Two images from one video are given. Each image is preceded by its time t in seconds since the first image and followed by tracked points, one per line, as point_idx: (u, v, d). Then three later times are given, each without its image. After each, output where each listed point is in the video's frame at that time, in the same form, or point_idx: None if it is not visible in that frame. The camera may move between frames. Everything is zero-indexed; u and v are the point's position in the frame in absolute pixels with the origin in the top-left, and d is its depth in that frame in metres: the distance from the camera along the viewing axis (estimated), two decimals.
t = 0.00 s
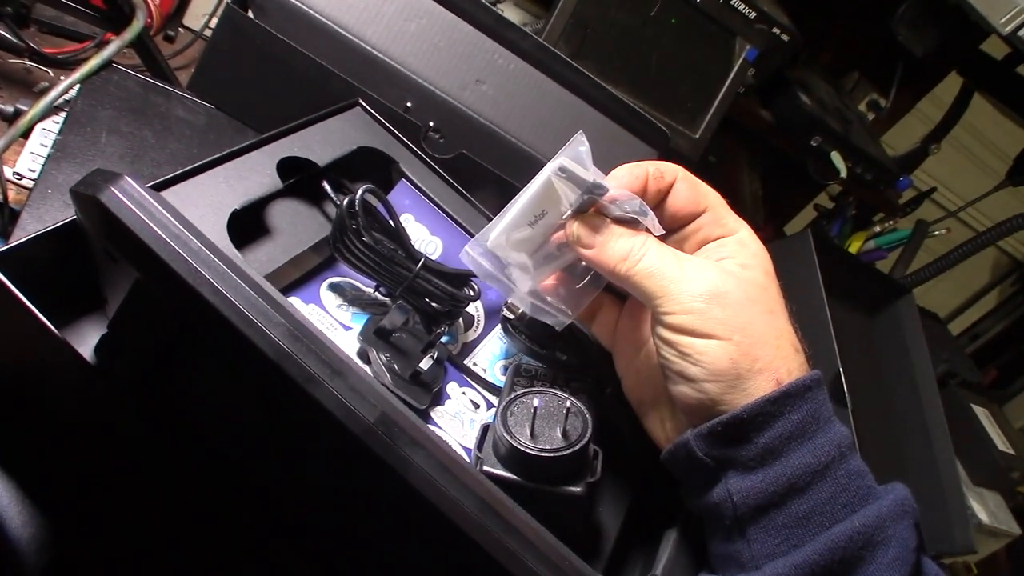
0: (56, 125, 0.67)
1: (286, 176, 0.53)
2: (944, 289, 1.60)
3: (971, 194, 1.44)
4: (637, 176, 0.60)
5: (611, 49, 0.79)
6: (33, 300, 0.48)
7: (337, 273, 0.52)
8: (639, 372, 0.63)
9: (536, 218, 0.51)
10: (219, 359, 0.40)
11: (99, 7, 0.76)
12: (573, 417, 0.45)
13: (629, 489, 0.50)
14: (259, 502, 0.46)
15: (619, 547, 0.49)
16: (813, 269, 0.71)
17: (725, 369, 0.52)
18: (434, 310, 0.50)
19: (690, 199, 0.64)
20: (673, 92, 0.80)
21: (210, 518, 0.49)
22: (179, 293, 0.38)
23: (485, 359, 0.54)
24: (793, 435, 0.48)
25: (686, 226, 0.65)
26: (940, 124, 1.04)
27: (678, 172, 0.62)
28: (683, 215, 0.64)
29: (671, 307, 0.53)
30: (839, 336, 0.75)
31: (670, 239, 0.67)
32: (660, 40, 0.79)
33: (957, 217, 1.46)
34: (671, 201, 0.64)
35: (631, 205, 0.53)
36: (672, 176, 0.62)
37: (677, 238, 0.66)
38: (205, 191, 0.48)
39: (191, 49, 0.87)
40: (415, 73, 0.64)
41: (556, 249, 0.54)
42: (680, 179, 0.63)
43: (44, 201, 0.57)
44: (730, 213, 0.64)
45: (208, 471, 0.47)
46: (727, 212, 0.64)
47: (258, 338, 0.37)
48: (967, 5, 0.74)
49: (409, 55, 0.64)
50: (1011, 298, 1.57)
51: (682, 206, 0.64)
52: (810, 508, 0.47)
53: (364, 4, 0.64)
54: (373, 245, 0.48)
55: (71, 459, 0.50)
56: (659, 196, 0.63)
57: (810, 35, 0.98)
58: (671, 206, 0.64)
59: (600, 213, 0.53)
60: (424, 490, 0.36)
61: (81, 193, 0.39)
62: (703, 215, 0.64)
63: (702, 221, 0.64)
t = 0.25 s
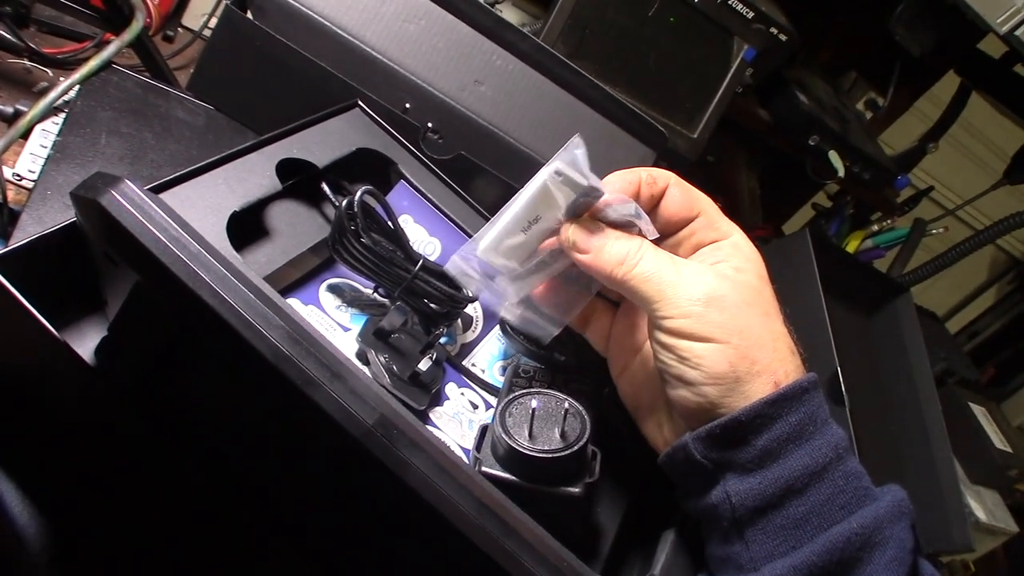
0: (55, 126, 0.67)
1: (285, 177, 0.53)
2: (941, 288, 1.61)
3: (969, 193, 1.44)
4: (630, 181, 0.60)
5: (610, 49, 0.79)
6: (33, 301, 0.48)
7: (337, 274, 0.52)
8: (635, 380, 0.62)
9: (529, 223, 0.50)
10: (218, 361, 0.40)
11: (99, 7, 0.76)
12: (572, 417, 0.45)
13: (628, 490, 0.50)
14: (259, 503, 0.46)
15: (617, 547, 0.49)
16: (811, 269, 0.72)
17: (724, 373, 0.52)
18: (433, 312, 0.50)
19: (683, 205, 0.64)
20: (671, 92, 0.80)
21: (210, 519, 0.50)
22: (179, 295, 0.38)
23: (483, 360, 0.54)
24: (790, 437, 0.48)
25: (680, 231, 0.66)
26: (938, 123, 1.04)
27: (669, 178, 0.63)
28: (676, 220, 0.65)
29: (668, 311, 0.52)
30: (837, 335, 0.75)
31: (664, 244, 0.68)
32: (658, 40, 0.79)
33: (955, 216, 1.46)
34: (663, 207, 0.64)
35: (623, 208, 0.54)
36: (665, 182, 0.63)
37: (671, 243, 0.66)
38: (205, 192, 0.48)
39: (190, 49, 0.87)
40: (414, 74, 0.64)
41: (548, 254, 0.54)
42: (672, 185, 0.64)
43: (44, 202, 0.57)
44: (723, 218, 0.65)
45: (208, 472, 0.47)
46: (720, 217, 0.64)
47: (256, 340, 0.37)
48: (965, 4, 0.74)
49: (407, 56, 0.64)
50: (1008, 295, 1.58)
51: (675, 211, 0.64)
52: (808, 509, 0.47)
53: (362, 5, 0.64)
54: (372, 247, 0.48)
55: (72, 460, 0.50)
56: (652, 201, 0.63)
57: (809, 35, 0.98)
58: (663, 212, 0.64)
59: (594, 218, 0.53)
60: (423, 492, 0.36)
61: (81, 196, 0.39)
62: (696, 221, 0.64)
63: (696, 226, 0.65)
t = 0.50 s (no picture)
0: (56, 128, 0.67)
1: (285, 180, 0.54)
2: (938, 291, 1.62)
3: (966, 197, 1.45)
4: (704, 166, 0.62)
5: (608, 54, 0.80)
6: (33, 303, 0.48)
7: (336, 276, 0.52)
8: (666, 364, 0.63)
9: (596, 171, 0.54)
10: (219, 363, 0.40)
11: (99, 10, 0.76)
12: (570, 420, 0.46)
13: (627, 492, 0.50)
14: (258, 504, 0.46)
15: (615, 550, 0.49)
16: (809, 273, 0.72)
17: (756, 356, 0.51)
18: (432, 314, 0.50)
19: (741, 203, 0.65)
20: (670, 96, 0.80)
21: (209, 520, 0.50)
22: (180, 297, 0.38)
23: (482, 363, 0.54)
24: (812, 430, 0.48)
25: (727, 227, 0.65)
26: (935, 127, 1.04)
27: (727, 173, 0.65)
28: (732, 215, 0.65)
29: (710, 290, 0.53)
30: (834, 338, 0.76)
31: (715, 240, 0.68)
32: (657, 44, 0.80)
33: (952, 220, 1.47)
34: (721, 202, 0.65)
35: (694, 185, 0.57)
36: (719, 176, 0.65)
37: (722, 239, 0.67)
38: (205, 195, 0.48)
39: (190, 52, 0.87)
40: (414, 78, 0.64)
41: (599, 217, 0.54)
42: (733, 181, 0.65)
43: (45, 204, 0.57)
44: (778, 221, 0.63)
45: (208, 473, 0.48)
46: (774, 220, 0.63)
47: (258, 343, 0.37)
48: (962, 9, 0.74)
49: (407, 60, 0.64)
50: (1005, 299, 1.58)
51: (733, 207, 0.65)
52: (824, 504, 0.47)
53: (362, 9, 0.65)
54: (371, 250, 0.49)
55: (72, 461, 0.50)
56: (710, 194, 0.65)
57: (806, 40, 0.99)
58: (719, 206, 0.65)
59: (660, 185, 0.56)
60: (424, 494, 0.36)
61: (84, 198, 0.39)
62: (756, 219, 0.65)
63: (738, 228, 0.64)
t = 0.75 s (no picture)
0: (54, 133, 0.67)
1: (284, 185, 0.54)
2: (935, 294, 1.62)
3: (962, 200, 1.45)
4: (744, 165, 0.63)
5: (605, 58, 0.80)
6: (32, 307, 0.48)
7: (334, 280, 0.53)
8: (690, 356, 0.65)
9: (639, 168, 0.52)
10: (219, 365, 0.40)
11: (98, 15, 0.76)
12: (568, 423, 0.46)
13: (624, 494, 0.51)
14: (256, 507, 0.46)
15: (614, 551, 0.49)
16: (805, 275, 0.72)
17: (784, 353, 0.53)
18: (430, 318, 0.50)
19: (781, 206, 0.66)
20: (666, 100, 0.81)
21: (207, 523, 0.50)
22: (179, 300, 0.38)
23: (480, 366, 0.54)
24: (832, 430, 0.49)
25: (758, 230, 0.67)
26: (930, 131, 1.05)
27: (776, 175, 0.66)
28: (770, 217, 0.66)
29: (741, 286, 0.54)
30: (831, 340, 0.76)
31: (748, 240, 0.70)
32: (653, 49, 0.80)
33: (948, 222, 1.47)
34: (762, 203, 0.66)
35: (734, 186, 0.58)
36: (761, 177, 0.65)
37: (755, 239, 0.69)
38: (204, 199, 0.48)
39: (187, 57, 0.87)
40: (411, 83, 0.65)
41: (638, 209, 0.56)
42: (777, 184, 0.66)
43: (43, 208, 0.57)
44: (814, 231, 0.66)
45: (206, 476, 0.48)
46: (811, 228, 0.66)
47: (258, 346, 0.37)
48: (956, 13, 0.74)
49: (405, 65, 0.65)
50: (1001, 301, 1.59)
51: (773, 210, 0.66)
52: (841, 503, 0.48)
53: (360, 14, 0.65)
54: (369, 254, 0.49)
55: (70, 464, 0.50)
56: (754, 194, 0.66)
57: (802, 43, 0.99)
58: (761, 208, 0.66)
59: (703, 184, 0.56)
60: (422, 496, 0.36)
61: (84, 203, 0.39)
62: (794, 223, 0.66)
63: (773, 232, 0.67)
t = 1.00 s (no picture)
0: (52, 138, 0.67)
1: (282, 189, 0.54)
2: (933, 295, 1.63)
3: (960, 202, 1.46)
4: (737, 171, 0.62)
5: (602, 61, 0.80)
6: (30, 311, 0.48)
7: (332, 284, 0.53)
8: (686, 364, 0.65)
9: (631, 179, 0.51)
10: (217, 368, 0.41)
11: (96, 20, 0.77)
12: (566, 426, 0.46)
13: (622, 497, 0.51)
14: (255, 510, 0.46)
15: (612, 554, 0.49)
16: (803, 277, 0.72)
17: (778, 361, 0.53)
18: (429, 322, 0.51)
19: (777, 212, 0.66)
20: (663, 103, 0.81)
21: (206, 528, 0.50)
22: (177, 304, 0.38)
23: (478, 369, 0.54)
24: (828, 437, 0.50)
25: (755, 236, 0.67)
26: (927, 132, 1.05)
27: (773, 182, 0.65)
28: (767, 224, 0.66)
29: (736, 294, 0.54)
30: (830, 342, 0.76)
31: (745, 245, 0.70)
32: (650, 52, 0.80)
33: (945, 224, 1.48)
34: (757, 211, 0.66)
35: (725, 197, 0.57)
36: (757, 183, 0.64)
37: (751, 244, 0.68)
38: (202, 204, 0.48)
39: (184, 62, 0.88)
40: (408, 87, 0.65)
41: (634, 216, 0.55)
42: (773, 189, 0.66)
43: (42, 214, 0.57)
44: (809, 235, 0.66)
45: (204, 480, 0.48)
46: (807, 233, 0.66)
47: (255, 350, 0.37)
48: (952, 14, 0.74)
49: (402, 69, 0.65)
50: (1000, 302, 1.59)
51: (769, 216, 0.66)
52: (838, 509, 0.48)
53: (357, 19, 0.65)
54: (367, 257, 0.48)
55: (69, 469, 0.50)
56: (750, 200, 0.65)
57: (798, 46, 0.99)
58: (756, 216, 0.66)
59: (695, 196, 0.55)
60: (420, 499, 0.36)
61: (82, 208, 0.39)
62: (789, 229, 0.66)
63: (769, 238, 0.66)
